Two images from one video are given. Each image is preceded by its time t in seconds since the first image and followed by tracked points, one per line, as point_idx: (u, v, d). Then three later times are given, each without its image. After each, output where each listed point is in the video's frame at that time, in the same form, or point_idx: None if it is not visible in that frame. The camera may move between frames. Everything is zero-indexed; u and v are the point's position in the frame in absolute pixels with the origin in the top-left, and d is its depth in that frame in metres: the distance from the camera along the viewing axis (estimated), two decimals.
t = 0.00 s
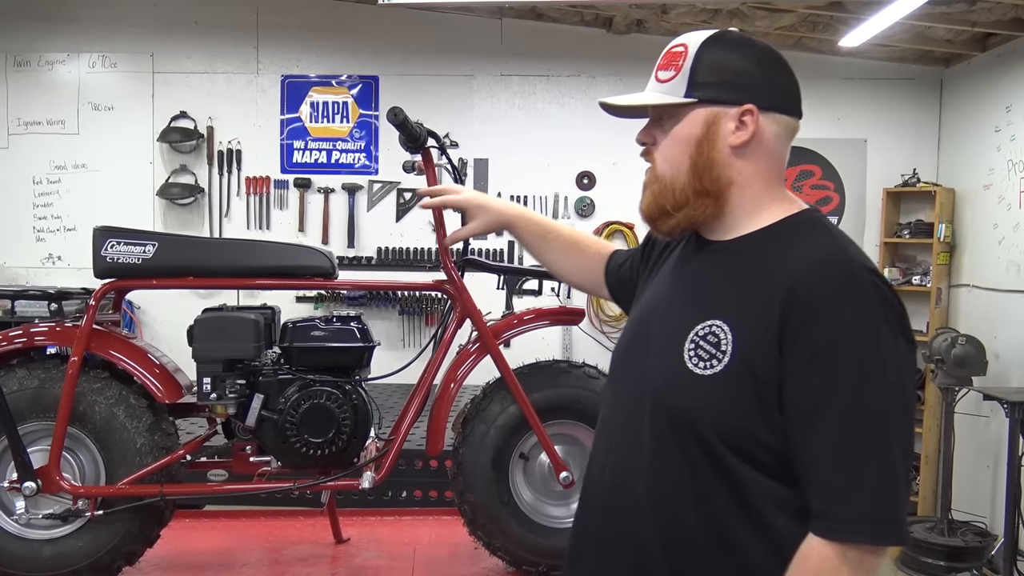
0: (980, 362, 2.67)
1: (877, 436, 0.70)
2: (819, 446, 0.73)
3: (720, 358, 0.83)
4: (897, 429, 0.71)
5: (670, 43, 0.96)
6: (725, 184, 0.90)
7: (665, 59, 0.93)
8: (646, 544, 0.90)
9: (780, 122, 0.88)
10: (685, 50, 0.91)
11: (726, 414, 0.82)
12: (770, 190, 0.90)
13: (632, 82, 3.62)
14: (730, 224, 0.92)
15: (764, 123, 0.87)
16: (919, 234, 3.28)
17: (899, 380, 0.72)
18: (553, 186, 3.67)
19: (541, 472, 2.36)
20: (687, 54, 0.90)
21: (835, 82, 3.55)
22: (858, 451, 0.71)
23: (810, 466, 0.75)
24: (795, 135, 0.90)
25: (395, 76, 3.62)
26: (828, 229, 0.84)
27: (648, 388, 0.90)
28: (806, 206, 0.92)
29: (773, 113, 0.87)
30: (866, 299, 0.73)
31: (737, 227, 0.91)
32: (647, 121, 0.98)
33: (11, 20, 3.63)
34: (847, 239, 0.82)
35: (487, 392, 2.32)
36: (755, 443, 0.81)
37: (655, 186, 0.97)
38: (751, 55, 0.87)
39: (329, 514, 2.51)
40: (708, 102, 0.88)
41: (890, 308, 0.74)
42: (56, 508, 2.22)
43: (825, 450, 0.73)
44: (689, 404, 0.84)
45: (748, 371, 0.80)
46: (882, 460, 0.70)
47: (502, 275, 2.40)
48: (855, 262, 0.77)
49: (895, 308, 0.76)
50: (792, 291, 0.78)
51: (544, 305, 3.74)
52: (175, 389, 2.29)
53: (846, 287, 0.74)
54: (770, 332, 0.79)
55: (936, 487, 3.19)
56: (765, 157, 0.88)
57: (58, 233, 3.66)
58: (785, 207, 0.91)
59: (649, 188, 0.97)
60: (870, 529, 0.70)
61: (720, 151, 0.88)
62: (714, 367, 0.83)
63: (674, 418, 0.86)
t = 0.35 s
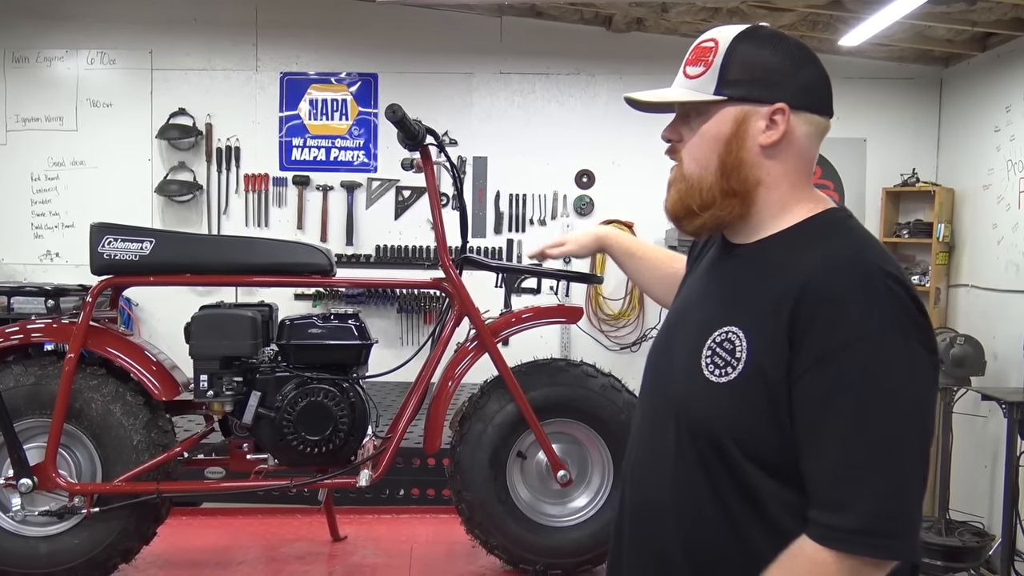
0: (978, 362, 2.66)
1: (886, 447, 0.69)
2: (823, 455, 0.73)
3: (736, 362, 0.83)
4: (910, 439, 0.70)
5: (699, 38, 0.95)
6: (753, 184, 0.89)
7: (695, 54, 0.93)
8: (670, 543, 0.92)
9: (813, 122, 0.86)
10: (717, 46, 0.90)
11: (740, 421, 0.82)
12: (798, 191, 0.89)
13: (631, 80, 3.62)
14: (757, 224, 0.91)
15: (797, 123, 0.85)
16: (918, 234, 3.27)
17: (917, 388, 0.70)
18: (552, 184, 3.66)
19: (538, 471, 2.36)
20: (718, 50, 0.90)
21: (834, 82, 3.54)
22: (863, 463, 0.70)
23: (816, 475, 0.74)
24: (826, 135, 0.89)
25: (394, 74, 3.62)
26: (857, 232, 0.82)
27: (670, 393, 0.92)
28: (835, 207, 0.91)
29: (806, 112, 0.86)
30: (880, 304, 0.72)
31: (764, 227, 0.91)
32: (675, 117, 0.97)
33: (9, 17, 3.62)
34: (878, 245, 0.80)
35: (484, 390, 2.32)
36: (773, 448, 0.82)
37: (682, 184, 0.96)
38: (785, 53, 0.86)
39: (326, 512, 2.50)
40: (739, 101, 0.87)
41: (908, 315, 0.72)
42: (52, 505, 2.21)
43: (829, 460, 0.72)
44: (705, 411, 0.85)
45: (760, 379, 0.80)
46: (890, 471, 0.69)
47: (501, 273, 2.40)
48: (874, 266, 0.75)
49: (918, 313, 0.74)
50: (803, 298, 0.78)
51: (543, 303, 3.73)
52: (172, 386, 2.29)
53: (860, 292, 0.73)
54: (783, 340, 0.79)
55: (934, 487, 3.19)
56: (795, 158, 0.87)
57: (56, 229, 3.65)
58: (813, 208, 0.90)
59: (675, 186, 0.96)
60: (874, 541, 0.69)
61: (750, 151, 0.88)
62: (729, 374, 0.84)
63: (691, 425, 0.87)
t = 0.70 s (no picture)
0: (974, 361, 2.67)
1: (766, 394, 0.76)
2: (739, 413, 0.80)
3: (711, 338, 0.91)
4: (807, 401, 0.76)
5: (704, 35, 0.95)
6: (758, 181, 0.92)
7: (701, 53, 0.93)
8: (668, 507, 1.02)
9: (816, 120, 0.89)
10: (723, 45, 0.91)
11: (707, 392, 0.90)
12: (799, 186, 0.93)
13: (629, 79, 3.62)
14: (760, 219, 0.94)
15: (801, 121, 0.88)
16: (916, 233, 3.27)
17: (830, 359, 0.76)
18: (550, 182, 3.66)
19: (535, 469, 2.35)
20: (725, 49, 0.90)
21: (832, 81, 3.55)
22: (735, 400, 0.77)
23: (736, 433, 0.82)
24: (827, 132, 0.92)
25: (392, 72, 3.61)
26: (835, 226, 0.87)
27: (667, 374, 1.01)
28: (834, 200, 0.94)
29: (810, 110, 0.88)
30: (819, 282, 0.80)
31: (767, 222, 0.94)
32: (681, 115, 0.98)
33: (6, 13, 3.61)
34: (866, 241, 0.85)
35: (481, 389, 2.32)
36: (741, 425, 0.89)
37: (688, 181, 0.98)
38: (789, 52, 0.87)
39: (323, 510, 2.49)
40: (746, 100, 0.88)
41: (842, 294, 0.79)
42: (48, 502, 2.20)
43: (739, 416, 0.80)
44: (687, 385, 0.94)
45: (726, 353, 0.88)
46: (767, 419, 0.75)
47: (499, 272, 2.39)
48: (823, 253, 0.82)
49: (871, 300, 0.79)
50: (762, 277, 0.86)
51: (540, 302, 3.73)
52: (168, 384, 2.29)
53: (808, 272, 0.81)
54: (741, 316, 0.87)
55: (930, 486, 3.19)
56: (799, 155, 0.90)
57: (53, 226, 3.64)
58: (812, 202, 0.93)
59: (682, 183, 0.98)
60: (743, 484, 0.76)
61: (757, 150, 0.90)
62: (706, 352, 0.92)
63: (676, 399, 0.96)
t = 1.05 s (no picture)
0: (971, 361, 2.67)
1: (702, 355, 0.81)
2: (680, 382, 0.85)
3: (663, 316, 0.97)
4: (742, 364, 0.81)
5: (676, 39, 0.98)
6: (725, 179, 0.95)
7: (675, 56, 0.96)
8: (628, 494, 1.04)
9: (782, 122, 0.94)
10: (697, 48, 0.93)
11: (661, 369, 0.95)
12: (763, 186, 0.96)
13: (628, 78, 3.61)
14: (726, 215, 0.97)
15: (768, 123, 0.92)
16: (913, 233, 3.28)
17: (766, 326, 0.81)
18: (549, 182, 3.66)
19: (534, 468, 2.35)
20: (698, 52, 0.93)
21: (830, 81, 3.55)
22: (671, 358, 0.82)
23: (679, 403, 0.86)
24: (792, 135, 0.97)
25: (391, 71, 3.61)
26: (788, 212, 0.92)
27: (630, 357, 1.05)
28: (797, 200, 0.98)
29: (778, 112, 0.92)
30: (762, 255, 0.85)
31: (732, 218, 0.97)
32: (654, 115, 1.01)
33: (5, 12, 3.61)
34: (820, 229, 0.90)
35: (480, 388, 2.32)
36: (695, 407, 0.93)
37: (658, 177, 1.00)
38: (759, 55, 0.91)
39: (322, 510, 2.49)
40: (717, 101, 0.92)
41: (782, 267, 0.84)
42: (46, 502, 2.20)
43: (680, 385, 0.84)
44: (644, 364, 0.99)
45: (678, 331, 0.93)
46: (700, 376, 0.81)
47: (497, 271, 2.39)
48: (770, 234, 0.87)
49: (813, 277, 0.84)
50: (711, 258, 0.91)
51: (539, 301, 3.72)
52: (167, 383, 2.29)
53: (751, 250, 0.86)
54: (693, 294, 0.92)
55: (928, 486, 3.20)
56: (764, 155, 0.94)
57: (52, 225, 3.64)
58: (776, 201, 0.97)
59: (652, 179, 1.01)
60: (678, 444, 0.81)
61: (725, 148, 0.93)
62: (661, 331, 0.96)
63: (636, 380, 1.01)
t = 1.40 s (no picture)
0: (970, 361, 2.67)
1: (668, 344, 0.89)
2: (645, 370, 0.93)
3: (625, 308, 1.07)
4: (704, 357, 0.88)
5: (646, 51, 1.08)
6: (692, 184, 1.05)
7: (646, 67, 1.05)
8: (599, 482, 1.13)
9: (744, 133, 1.05)
10: (667, 61, 1.03)
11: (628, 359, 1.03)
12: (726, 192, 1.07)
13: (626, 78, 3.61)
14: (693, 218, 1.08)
15: (732, 134, 1.03)
16: (911, 233, 3.28)
17: (725, 319, 0.90)
18: (546, 182, 3.66)
19: (532, 469, 2.35)
20: (668, 66, 1.02)
21: (828, 81, 3.55)
22: (635, 348, 0.90)
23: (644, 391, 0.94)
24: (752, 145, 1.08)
25: (388, 71, 3.61)
26: (747, 216, 1.00)
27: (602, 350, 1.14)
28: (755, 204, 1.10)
29: (740, 124, 1.04)
30: (724, 254, 0.93)
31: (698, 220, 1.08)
32: (624, 124, 1.10)
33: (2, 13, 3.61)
34: (772, 232, 0.99)
35: (477, 389, 2.32)
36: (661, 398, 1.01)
37: (630, 182, 1.10)
38: (722, 72, 1.02)
39: (319, 511, 2.49)
40: (686, 112, 1.02)
41: (740, 264, 0.92)
42: (44, 503, 2.19)
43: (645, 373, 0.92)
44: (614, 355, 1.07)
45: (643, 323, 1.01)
46: (670, 368, 0.88)
47: (494, 272, 2.39)
48: (729, 234, 0.96)
49: (766, 275, 0.93)
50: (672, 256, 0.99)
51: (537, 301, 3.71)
52: (164, 384, 2.29)
53: (708, 248, 0.95)
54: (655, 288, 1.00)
55: (926, 485, 3.20)
56: (728, 163, 1.05)
57: (49, 226, 3.63)
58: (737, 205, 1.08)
59: (625, 184, 1.10)
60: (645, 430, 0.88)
61: (693, 156, 1.04)
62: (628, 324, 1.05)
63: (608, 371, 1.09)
